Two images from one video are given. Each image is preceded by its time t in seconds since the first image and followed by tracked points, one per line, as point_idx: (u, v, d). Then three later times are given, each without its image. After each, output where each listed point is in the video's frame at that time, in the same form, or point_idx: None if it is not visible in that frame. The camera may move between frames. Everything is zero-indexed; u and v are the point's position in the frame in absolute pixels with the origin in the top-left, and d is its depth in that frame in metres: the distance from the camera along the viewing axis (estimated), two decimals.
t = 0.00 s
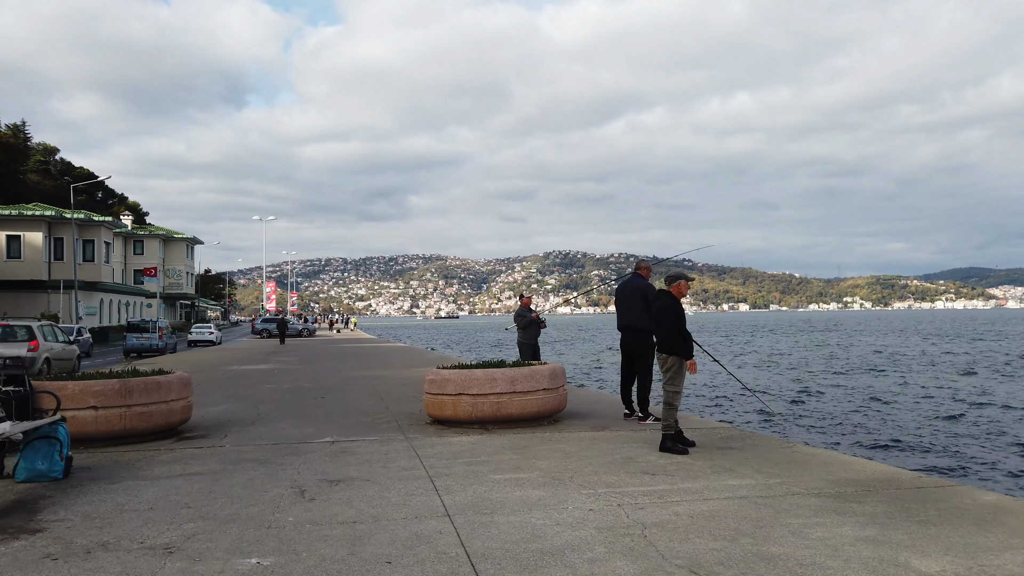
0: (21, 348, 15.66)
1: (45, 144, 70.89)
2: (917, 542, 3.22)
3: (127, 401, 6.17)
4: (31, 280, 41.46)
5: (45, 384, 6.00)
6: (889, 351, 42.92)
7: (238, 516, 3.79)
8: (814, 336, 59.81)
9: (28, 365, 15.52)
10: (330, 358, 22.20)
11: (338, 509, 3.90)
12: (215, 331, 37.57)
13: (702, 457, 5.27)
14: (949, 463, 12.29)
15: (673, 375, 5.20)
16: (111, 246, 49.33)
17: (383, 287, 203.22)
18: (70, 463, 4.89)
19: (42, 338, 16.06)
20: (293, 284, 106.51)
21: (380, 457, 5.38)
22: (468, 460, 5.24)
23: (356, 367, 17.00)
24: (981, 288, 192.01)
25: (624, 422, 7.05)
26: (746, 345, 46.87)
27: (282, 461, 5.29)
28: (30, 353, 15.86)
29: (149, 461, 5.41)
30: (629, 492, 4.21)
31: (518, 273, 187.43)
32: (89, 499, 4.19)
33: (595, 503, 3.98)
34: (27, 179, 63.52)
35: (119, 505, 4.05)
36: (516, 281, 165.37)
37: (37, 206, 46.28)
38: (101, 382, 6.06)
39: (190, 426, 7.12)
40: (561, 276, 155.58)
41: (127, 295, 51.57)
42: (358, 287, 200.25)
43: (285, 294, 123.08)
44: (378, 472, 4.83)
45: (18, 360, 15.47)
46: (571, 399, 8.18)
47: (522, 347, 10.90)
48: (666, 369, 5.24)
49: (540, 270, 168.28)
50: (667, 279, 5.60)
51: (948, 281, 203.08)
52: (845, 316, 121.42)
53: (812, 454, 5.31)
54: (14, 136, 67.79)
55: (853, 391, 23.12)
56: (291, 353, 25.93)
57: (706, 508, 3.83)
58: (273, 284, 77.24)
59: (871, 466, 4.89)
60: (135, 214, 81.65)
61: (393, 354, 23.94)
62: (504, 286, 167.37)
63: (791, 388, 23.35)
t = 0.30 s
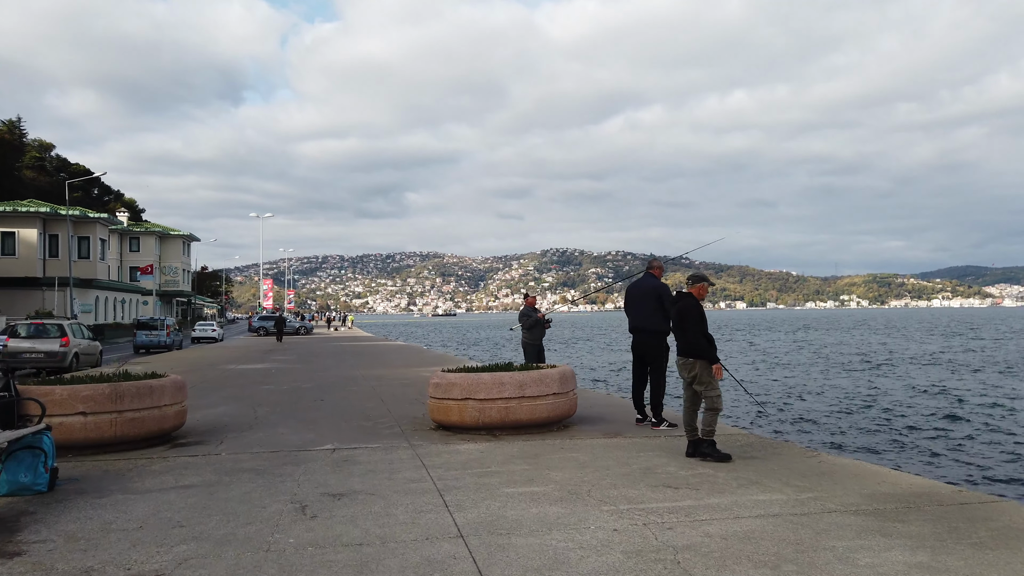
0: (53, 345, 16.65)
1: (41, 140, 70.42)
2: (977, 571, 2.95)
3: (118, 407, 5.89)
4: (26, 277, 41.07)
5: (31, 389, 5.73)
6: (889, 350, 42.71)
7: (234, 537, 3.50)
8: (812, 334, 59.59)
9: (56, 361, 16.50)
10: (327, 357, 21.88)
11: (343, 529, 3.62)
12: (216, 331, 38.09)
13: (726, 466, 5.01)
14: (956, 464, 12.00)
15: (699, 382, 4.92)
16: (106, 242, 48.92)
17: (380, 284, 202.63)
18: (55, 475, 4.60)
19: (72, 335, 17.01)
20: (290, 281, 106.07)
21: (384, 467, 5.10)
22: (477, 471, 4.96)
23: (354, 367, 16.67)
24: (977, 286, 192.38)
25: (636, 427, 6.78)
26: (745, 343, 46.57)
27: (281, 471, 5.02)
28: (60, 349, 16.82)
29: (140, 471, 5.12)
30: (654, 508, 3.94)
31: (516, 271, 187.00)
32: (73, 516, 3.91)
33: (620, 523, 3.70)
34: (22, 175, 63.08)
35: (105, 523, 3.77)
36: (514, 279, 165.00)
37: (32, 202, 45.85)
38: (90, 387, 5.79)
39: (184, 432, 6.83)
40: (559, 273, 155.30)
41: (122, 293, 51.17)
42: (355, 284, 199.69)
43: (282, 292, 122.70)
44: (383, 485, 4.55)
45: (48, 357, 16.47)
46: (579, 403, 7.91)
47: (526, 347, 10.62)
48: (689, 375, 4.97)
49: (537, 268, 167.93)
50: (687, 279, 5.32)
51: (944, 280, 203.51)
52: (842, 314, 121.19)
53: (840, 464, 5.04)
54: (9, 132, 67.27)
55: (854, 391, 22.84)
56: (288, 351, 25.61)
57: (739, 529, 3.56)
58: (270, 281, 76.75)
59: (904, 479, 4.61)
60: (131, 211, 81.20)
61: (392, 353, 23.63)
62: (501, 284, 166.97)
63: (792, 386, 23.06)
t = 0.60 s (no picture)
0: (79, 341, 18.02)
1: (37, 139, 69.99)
2: None
3: (101, 409, 5.58)
4: (19, 277, 40.66)
5: (9, 390, 5.42)
6: (891, 350, 42.28)
7: (216, 553, 3.20)
8: (810, 334, 59.25)
9: (79, 357, 18.06)
10: (325, 356, 21.52)
11: (338, 542, 3.31)
12: (219, 329, 38.20)
13: (748, 471, 4.73)
14: (958, 464, 11.71)
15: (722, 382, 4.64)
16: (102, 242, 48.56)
17: (378, 284, 202.11)
18: (29, 482, 4.30)
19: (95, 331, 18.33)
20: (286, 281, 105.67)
21: (382, 474, 4.80)
22: (481, 476, 4.66)
23: (352, 367, 16.35)
24: (973, 286, 192.52)
25: (646, 430, 6.49)
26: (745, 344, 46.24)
27: (272, 478, 4.71)
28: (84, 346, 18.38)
29: (122, 478, 4.82)
30: (674, 519, 3.64)
31: (513, 271, 186.66)
32: (43, 528, 3.60)
33: (640, 535, 3.39)
34: (17, 174, 62.66)
35: (76, 537, 3.45)
36: (511, 279, 164.69)
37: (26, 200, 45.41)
38: (72, 388, 5.49)
39: (174, 434, 6.53)
40: (556, 273, 154.98)
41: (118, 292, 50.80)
42: (352, 284, 199.19)
43: (279, 292, 122.32)
44: (382, 492, 4.25)
45: (71, 353, 18.12)
46: (585, 403, 7.63)
47: (529, 346, 10.34)
48: (710, 373, 4.70)
49: (535, 268, 167.61)
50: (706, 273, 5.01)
51: (941, 279, 203.78)
52: (839, 315, 121.01)
53: (866, 468, 4.76)
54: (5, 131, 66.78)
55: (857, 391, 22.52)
56: (285, 351, 25.29)
57: (771, 543, 3.25)
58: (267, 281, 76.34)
59: (938, 485, 4.33)
60: (128, 210, 80.82)
61: (389, 352, 23.31)
62: (499, 284, 166.61)
63: (793, 386, 22.79)
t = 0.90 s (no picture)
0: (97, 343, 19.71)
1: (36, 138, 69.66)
2: None
3: (81, 418, 5.26)
4: (17, 277, 40.36)
5: None
6: (896, 349, 41.82)
7: None
8: (813, 333, 58.78)
9: (100, 355, 19.92)
10: (324, 358, 21.20)
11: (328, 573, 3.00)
12: (224, 326, 38.18)
13: (776, 486, 4.44)
14: (967, 464, 11.37)
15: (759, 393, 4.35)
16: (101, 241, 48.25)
17: (378, 283, 201.69)
18: None
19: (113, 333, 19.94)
20: (287, 281, 105.35)
21: (380, 490, 4.48)
22: (486, 492, 4.35)
23: (351, 368, 16.06)
24: (974, 283, 191.88)
25: (658, 438, 6.18)
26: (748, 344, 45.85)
27: (261, 494, 4.40)
28: (105, 344, 20.27)
29: (100, 494, 4.50)
30: (698, 546, 3.32)
31: (513, 270, 186.20)
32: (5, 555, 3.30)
33: (661, 564, 3.07)
34: (16, 174, 62.38)
35: (39, 566, 3.14)
36: (511, 279, 164.36)
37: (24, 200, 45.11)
38: (50, 396, 5.17)
39: (162, 443, 6.22)
40: (557, 272, 154.66)
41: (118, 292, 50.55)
42: (353, 283, 198.80)
43: (279, 292, 122.02)
44: (378, 512, 3.95)
45: (93, 351, 19.96)
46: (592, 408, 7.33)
47: (534, 348, 10.05)
48: (742, 382, 4.41)
49: (536, 267, 167.29)
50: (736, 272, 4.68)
51: (943, 278, 203.24)
52: (840, 313, 120.60)
53: (899, 484, 4.44)
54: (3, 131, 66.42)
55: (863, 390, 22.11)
56: (284, 351, 24.98)
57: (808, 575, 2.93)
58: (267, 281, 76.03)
59: (979, 504, 4.01)
60: (127, 210, 80.54)
61: (390, 353, 22.98)
62: (500, 283, 166.21)
63: (796, 385, 22.44)
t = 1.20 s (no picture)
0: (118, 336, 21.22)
1: (40, 135, 69.49)
2: None
3: (75, 416, 4.99)
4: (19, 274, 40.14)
5: None
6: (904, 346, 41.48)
7: None
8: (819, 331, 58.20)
9: (123, 349, 21.34)
10: (328, 355, 20.88)
11: None
12: (230, 323, 37.98)
13: (818, 485, 4.23)
14: (976, 461, 11.13)
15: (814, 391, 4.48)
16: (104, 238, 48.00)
17: (382, 281, 201.37)
18: None
19: (132, 325, 21.46)
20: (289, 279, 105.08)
21: (391, 493, 4.20)
22: (505, 496, 4.07)
23: (355, 365, 15.77)
24: (980, 281, 190.69)
25: (680, 437, 5.92)
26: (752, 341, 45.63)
27: (262, 498, 4.11)
28: (127, 339, 21.74)
29: (92, 498, 4.23)
30: (742, 556, 3.04)
31: (517, 268, 185.68)
32: None
33: None
34: (19, 171, 62.23)
35: None
36: (515, 277, 163.90)
37: (28, 196, 44.90)
38: (41, 393, 4.90)
39: (161, 443, 5.94)
40: (560, 270, 154.22)
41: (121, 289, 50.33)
42: (357, 281, 198.46)
43: (281, 289, 121.79)
44: (390, 517, 3.67)
45: (116, 345, 21.40)
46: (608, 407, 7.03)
47: (545, 344, 9.77)
48: (795, 379, 4.51)
49: (539, 265, 166.84)
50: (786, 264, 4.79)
51: (947, 276, 201.96)
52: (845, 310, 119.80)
53: (947, 489, 4.15)
54: (6, 128, 66.24)
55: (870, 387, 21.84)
56: (287, 349, 24.68)
57: None
58: (270, 279, 75.72)
59: None
60: (130, 207, 80.33)
61: (394, 350, 22.68)
62: (503, 281, 165.71)
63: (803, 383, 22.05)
